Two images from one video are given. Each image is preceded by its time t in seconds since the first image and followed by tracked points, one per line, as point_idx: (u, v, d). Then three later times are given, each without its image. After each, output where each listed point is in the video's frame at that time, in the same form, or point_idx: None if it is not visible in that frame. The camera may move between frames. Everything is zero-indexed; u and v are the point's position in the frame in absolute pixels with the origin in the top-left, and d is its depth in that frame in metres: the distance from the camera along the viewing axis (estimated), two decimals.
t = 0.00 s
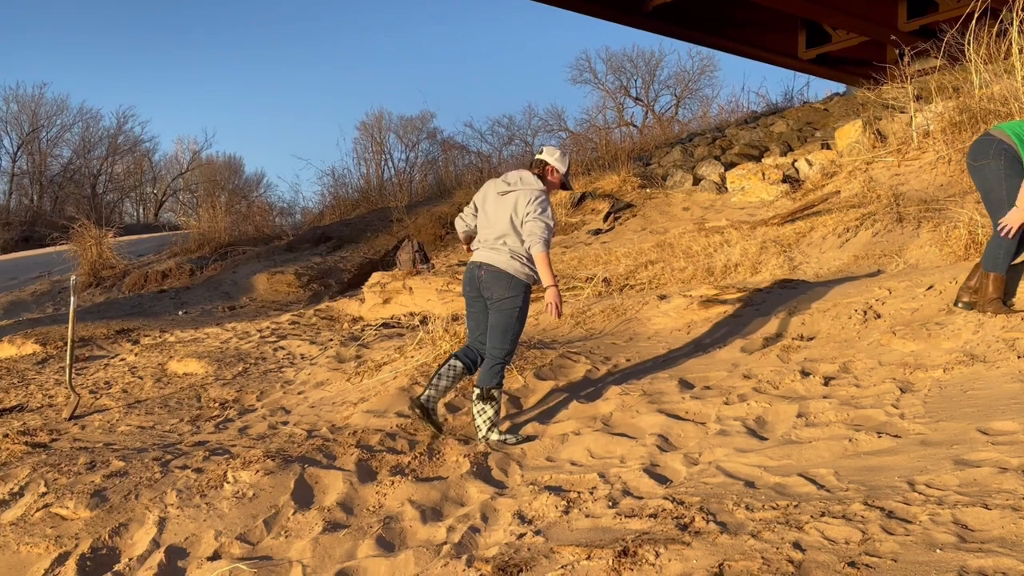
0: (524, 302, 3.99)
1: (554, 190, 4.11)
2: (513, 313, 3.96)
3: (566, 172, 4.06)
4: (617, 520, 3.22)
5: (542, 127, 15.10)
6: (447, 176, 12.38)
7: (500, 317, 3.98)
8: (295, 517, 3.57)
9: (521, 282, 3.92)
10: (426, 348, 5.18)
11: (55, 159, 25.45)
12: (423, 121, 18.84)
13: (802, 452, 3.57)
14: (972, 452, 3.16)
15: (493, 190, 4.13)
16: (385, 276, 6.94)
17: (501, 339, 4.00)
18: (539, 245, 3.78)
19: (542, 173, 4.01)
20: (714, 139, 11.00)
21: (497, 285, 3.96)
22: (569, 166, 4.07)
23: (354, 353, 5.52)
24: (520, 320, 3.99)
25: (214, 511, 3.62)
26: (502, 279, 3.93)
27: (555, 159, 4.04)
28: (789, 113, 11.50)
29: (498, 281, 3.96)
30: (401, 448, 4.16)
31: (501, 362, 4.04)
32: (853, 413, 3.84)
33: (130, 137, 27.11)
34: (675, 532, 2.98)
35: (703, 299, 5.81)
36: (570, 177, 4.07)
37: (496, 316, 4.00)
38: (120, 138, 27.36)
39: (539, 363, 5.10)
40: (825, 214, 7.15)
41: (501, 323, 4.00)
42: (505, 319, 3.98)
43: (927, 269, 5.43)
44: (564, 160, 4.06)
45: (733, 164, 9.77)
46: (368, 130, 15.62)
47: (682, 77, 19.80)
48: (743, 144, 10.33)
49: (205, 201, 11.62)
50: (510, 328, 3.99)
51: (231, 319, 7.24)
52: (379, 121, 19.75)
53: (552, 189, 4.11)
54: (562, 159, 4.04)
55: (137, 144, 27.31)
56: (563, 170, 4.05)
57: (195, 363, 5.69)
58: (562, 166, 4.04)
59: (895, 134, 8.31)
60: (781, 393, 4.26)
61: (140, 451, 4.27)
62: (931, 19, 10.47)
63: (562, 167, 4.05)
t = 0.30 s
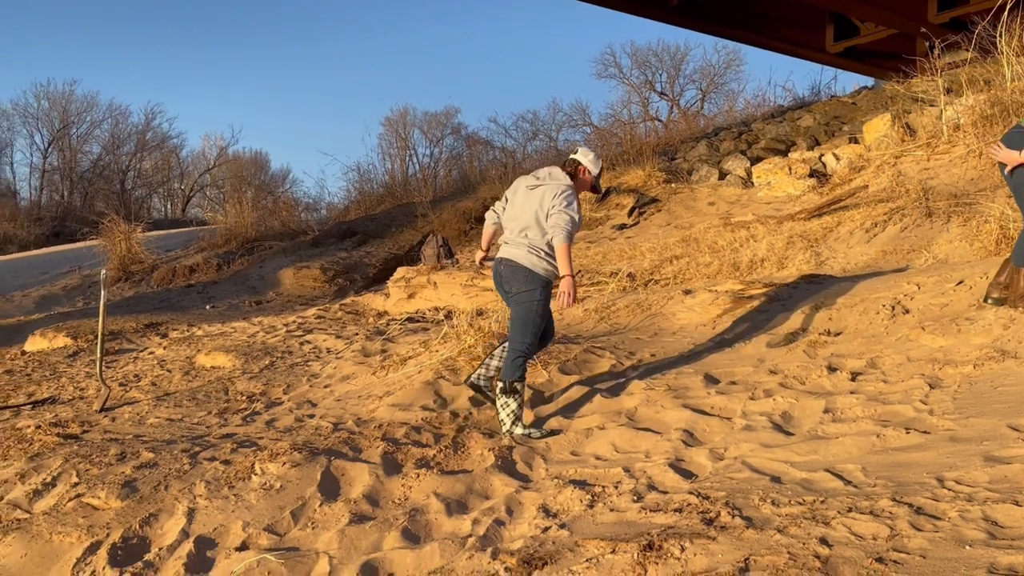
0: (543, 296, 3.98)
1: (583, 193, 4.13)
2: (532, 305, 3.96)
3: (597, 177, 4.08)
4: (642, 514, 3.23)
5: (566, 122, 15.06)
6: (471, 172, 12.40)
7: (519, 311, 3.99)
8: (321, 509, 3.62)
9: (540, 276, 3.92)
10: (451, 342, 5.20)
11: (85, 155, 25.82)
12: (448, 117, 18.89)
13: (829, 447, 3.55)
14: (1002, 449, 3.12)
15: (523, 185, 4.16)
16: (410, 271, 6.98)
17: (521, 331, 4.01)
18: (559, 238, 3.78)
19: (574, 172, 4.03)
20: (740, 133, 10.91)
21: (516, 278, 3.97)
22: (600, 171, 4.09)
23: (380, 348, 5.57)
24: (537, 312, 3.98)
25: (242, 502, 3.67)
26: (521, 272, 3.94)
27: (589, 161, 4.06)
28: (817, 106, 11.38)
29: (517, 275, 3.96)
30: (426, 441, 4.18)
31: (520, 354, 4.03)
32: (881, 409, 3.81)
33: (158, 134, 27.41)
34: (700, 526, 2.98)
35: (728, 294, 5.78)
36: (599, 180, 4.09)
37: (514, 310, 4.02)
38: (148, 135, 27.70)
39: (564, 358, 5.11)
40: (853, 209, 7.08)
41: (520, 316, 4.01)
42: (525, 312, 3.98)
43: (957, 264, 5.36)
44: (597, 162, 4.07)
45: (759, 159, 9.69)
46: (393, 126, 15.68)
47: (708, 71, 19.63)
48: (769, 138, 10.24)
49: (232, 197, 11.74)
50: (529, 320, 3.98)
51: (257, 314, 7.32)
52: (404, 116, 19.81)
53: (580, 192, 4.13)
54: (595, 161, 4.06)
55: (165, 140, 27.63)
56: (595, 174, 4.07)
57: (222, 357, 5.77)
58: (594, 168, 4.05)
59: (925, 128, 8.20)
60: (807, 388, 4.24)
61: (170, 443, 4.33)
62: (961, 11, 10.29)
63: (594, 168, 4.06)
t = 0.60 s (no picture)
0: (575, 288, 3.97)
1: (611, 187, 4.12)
2: (565, 297, 3.95)
3: (625, 170, 4.07)
4: (665, 508, 3.23)
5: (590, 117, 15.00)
6: (495, 167, 12.41)
7: (553, 302, 3.98)
8: (346, 500, 3.66)
9: (569, 268, 3.94)
10: (475, 336, 5.22)
11: (115, 151, 26.18)
12: (473, 112, 18.91)
13: (855, 442, 3.52)
14: None
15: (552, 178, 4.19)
16: (434, 265, 7.01)
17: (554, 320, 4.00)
18: (582, 230, 3.80)
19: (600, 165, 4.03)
20: (767, 127, 10.80)
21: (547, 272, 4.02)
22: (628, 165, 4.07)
23: (404, 341, 5.60)
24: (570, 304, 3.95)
25: (268, 493, 3.72)
26: (550, 266, 3.99)
27: (615, 154, 4.05)
28: (845, 99, 11.24)
29: (548, 269, 4.01)
30: (450, 434, 4.21)
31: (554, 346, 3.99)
32: (908, 404, 3.77)
33: (186, 129, 27.72)
34: (723, 520, 2.98)
35: (754, 289, 5.75)
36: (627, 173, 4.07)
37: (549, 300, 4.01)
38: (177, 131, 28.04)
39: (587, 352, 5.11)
40: (881, 202, 6.99)
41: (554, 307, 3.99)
42: (558, 303, 3.97)
43: (988, 258, 5.27)
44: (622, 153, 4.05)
45: (786, 153, 9.60)
46: (418, 121, 15.74)
47: (734, 65, 19.45)
48: (796, 132, 10.13)
49: (259, 192, 11.86)
50: (562, 312, 3.96)
51: (284, 308, 7.40)
52: (429, 111, 19.84)
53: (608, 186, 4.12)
54: (622, 153, 4.05)
55: (193, 136, 27.95)
56: (622, 167, 4.05)
57: (249, 350, 5.83)
58: (621, 161, 4.04)
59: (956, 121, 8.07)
60: (833, 383, 4.20)
61: (197, 434, 4.39)
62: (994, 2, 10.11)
63: (622, 160, 4.05)
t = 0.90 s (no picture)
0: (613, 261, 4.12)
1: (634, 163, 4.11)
2: (610, 272, 4.08)
3: (647, 147, 4.02)
4: (686, 501, 3.26)
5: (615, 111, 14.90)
6: (519, 160, 12.40)
7: (599, 280, 4.11)
8: (369, 491, 3.70)
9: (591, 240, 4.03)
10: (497, 329, 5.23)
11: (143, 145, 26.49)
12: (497, 105, 18.90)
13: (879, 437, 3.48)
14: None
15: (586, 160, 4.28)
16: (458, 259, 7.02)
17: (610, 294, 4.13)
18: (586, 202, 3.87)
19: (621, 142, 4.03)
20: (794, 120, 10.67)
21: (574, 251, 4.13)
22: (650, 142, 4.02)
23: (427, 334, 5.63)
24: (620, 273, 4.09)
25: (292, 483, 3.77)
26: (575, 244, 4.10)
27: (637, 130, 4.01)
28: (873, 92, 11.07)
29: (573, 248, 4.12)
30: (472, 426, 4.22)
31: (622, 312, 4.13)
32: (934, 398, 3.71)
33: (213, 124, 27.97)
34: (745, 513, 3.02)
35: (778, 282, 5.70)
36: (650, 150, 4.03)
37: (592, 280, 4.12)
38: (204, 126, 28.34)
39: (610, 346, 5.09)
40: (909, 195, 6.89)
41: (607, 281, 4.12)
42: (603, 279, 4.09)
43: (1018, 252, 5.17)
44: (645, 128, 4.00)
45: (812, 145, 9.48)
46: (442, 115, 15.77)
47: (761, 57, 19.21)
48: (824, 125, 9.99)
49: (285, 186, 11.96)
50: (614, 283, 4.10)
51: (308, 301, 7.45)
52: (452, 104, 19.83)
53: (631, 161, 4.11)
54: (644, 129, 4.00)
55: (220, 131, 28.23)
56: (644, 144, 4.01)
57: (274, 342, 5.88)
58: (643, 139, 3.99)
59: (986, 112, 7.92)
60: (858, 377, 4.16)
61: (223, 425, 4.43)
62: None
63: (645, 137, 4.00)
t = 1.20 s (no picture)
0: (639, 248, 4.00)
1: (667, 156, 4.06)
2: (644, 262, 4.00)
3: (680, 139, 3.96)
4: (707, 494, 3.27)
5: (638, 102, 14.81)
6: (541, 153, 12.37)
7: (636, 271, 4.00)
8: (390, 482, 3.73)
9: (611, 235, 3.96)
10: (518, 322, 5.23)
11: (168, 139, 26.78)
12: (519, 98, 18.87)
13: (903, 430, 3.45)
14: None
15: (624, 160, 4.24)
16: (479, 251, 7.03)
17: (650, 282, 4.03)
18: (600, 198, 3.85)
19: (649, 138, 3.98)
20: (819, 111, 10.55)
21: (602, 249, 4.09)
22: (682, 134, 3.96)
23: (449, 327, 5.64)
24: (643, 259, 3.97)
25: (314, 474, 3.80)
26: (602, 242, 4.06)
27: (669, 124, 3.98)
28: (900, 83, 10.90)
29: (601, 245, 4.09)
30: (493, 418, 4.23)
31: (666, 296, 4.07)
32: (958, 392, 3.66)
33: (238, 118, 28.19)
34: (766, 506, 3.06)
35: (802, 275, 5.65)
36: (682, 143, 3.97)
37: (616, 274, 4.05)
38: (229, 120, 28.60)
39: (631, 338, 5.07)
40: (935, 187, 6.80)
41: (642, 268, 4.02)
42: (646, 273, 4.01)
43: None
44: (677, 122, 3.95)
45: (837, 137, 9.37)
46: (464, 108, 15.78)
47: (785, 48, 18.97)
48: (849, 116, 9.86)
49: (308, 180, 12.03)
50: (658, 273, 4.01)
51: (331, 293, 7.50)
52: (474, 96, 19.81)
53: (664, 155, 4.06)
54: (676, 122, 3.96)
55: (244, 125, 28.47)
56: (676, 136, 3.96)
57: (297, 334, 5.92)
58: (675, 131, 3.95)
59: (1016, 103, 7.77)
60: (881, 370, 4.12)
61: (246, 416, 4.47)
62: None
63: (676, 130, 3.95)
